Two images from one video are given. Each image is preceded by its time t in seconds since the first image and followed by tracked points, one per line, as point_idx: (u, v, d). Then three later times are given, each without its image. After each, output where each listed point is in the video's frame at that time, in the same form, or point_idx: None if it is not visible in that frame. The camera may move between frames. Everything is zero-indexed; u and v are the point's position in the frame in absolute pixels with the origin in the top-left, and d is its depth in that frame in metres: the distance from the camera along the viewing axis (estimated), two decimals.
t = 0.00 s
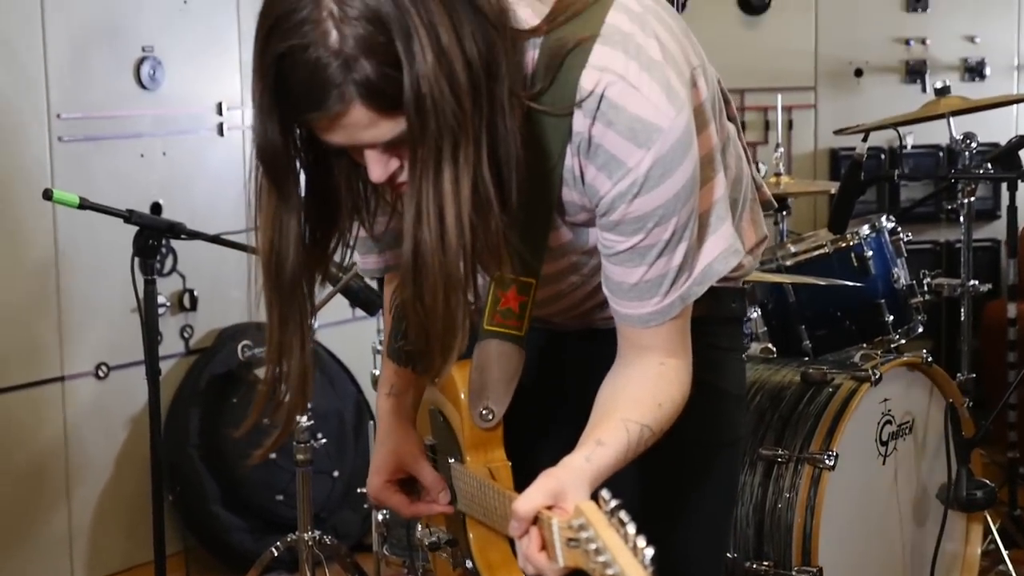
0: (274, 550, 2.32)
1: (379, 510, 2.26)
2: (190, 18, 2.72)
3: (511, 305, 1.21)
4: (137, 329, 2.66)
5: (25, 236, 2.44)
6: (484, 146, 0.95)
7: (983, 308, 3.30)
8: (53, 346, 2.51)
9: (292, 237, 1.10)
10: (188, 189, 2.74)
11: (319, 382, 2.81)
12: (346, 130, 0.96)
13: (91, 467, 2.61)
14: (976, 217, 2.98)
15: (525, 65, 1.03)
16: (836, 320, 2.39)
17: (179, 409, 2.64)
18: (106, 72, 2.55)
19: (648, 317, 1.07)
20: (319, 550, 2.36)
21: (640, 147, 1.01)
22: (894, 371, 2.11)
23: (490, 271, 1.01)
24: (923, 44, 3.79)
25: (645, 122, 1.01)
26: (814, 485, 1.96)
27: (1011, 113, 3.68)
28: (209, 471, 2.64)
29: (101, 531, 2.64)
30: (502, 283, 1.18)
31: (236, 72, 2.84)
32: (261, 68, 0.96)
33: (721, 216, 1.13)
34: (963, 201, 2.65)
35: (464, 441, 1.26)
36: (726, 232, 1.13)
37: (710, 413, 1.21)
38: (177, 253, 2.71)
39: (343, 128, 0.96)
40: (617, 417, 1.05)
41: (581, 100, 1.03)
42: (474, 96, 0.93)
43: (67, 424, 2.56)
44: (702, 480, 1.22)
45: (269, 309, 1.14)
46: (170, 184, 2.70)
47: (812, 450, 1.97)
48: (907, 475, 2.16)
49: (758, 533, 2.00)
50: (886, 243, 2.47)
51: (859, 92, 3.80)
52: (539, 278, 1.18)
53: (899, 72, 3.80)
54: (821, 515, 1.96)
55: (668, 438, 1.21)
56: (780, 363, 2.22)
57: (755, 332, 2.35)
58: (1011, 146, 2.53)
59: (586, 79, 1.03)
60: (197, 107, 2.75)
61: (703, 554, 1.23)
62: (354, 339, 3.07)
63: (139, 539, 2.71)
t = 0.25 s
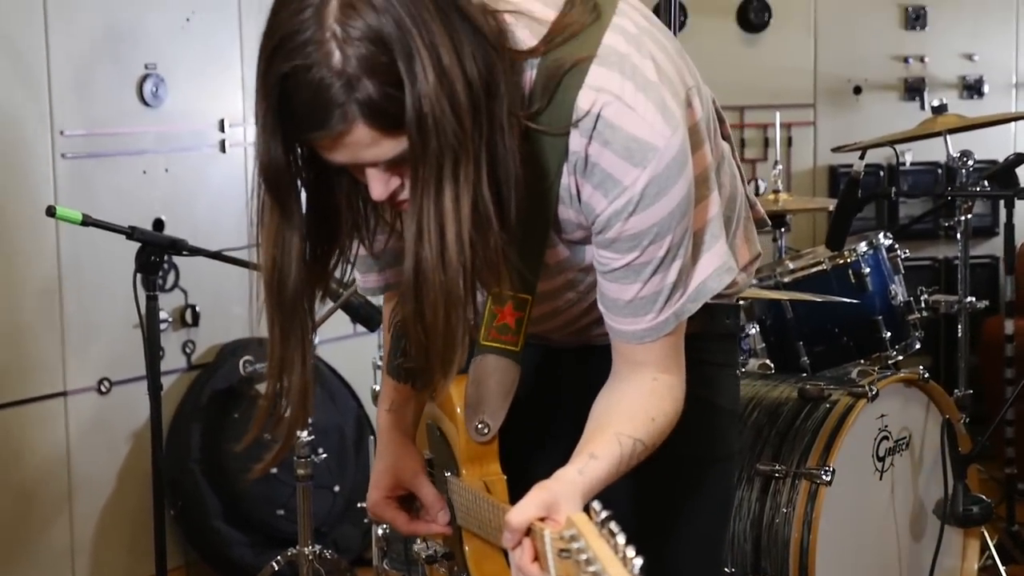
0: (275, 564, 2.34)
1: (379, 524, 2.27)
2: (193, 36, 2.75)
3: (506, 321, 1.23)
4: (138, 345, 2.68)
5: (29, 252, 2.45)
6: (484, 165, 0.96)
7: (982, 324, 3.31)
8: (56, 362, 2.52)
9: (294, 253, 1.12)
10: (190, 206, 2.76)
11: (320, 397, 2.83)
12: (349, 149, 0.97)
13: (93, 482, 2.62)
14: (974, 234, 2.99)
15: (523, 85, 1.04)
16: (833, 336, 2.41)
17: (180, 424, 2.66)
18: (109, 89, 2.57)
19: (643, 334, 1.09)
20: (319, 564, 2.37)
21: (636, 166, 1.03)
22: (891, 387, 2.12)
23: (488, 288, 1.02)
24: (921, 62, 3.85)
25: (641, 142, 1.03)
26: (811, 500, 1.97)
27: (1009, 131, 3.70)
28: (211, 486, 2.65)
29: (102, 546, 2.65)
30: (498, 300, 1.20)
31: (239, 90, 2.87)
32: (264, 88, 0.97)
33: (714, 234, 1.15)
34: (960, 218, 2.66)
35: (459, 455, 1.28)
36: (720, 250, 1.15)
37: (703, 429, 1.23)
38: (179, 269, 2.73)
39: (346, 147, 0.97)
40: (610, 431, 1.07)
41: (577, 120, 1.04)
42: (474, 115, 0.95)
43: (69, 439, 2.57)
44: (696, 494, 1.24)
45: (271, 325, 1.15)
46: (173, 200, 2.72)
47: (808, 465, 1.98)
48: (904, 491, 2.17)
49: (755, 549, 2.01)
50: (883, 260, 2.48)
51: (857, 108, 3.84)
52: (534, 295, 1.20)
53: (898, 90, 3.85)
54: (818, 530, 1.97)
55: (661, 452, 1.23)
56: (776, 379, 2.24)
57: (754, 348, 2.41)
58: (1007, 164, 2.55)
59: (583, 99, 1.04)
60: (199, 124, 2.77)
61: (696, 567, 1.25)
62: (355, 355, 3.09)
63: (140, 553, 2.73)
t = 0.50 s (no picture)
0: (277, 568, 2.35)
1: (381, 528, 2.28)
2: (196, 43, 2.76)
3: (504, 325, 1.25)
4: (141, 351, 2.70)
5: (33, 260, 2.47)
6: (483, 171, 0.98)
7: (982, 329, 3.32)
8: (60, 368, 2.54)
9: (296, 259, 1.14)
10: (193, 213, 2.78)
11: (322, 403, 2.84)
12: (349, 155, 0.98)
13: (97, 487, 2.64)
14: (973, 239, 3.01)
15: (520, 91, 1.05)
16: (832, 341, 2.42)
17: (184, 430, 2.67)
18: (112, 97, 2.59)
19: (638, 337, 1.10)
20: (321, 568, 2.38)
21: (631, 171, 1.04)
22: (889, 391, 2.13)
23: (487, 291, 1.04)
24: (920, 69, 3.86)
25: (636, 148, 1.04)
26: (809, 504, 1.98)
27: (1008, 136, 3.72)
28: (213, 492, 2.67)
29: (106, 551, 2.66)
30: (495, 303, 1.22)
31: (241, 98, 2.89)
32: (265, 96, 0.99)
33: (710, 239, 1.16)
34: (958, 224, 2.68)
35: (458, 458, 1.28)
36: (714, 255, 1.15)
37: (698, 434, 1.25)
38: (182, 276, 2.75)
39: (346, 153, 0.98)
40: (606, 432, 1.09)
41: (573, 127, 1.06)
42: (472, 121, 0.97)
43: (73, 444, 2.59)
44: (691, 497, 1.26)
45: (274, 330, 1.16)
46: (175, 208, 2.74)
47: (807, 469, 1.99)
48: (902, 494, 2.18)
49: (754, 551, 2.04)
50: (882, 265, 2.50)
51: (857, 115, 3.85)
52: (532, 299, 1.22)
53: (897, 96, 3.86)
54: (815, 533, 1.98)
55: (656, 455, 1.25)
56: (776, 384, 2.25)
57: (753, 353, 2.44)
58: (1004, 169, 2.56)
59: (579, 106, 1.05)
60: (201, 131, 2.79)
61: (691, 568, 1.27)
62: (356, 361, 3.11)
63: (143, 558, 2.74)
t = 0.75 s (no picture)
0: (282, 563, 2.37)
1: (385, 524, 2.30)
2: (201, 43, 2.78)
3: (503, 321, 1.26)
4: (147, 349, 2.72)
5: (40, 258, 2.49)
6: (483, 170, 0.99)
7: (983, 326, 3.34)
8: (66, 365, 2.56)
9: (299, 257, 1.15)
10: (198, 211, 2.80)
11: (327, 400, 2.86)
12: (351, 154, 1.00)
13: (104, 483, 2.66)
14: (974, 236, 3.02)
15: (519, 91, 1.07)
16: (833, 338, 2.43)
17: (189, 427, 2.69)
18: (118, 96, 2.60)
19: (635, 333, 1.12)
20: (326, 564, 2.40)
21: (628, 170, 1.06)
22: (890, 387, 2.15)
23: (486, 288, 1.05)
24: (923, 66, 3.88)
25: (632, 147, 1.05)
26: (809, 499, 1.99)
27: (1011, 134, 3.73)
28: (219, 488, 2.69)
29: (112, 547, 2.68)
30: (494, 299, 1.22)
31: (246, 96, 2.90)
32: (269, 96, 1.00)
33: (706, 237, 1.18)
34: (958, 222, 2.69)
35: (459, 452, 1.34)
36: (710, 252, 1.17)
37: (695, 430, 1.27)
38: (187, 274, 2.77)
39: (349, 153, 1.00)
40: (602, 426, 1.10)
41: (571, 126, 1.07)
42: (472, 121, 0.98)
43: (80, 441, 2.61)
44: (688, 492, 1.27)
45: (277, 327, 1.18)
46: (181, 206, 2.76)
47: (807, 465, 2.01)
48: (903, 490, 2.20)
49: (755, 547, 2.04)
50: (882, 262, 2.51)
51: (860, 113, 3.87)
52: (530, 296, 1.23)
53: (900, 94, 3.88)
54: (816, 530, 1.99)
55: (653, 450, 1.27)
56: (777, 381, 2.26)
57: (755, 349, 2.43)
58: (1005, 167, 2.58)
59: (577, 105, 1.07)
60: (206, 130, 2.81)
61: (688, 561, 1.28)
62: (361, 357, 3.13)
63: (149, 554, 2.76)
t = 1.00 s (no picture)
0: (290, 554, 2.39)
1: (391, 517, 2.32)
2: (210, 38, 2.80)
3: (505, 316, 1.28)
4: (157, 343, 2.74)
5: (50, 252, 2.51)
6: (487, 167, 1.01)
7: (989, 322, 3.35)
8: (77, 358, 2.58)
9: (306, 253, 1.16)
10: (207, 205, 2.81)
11: (335, 394, 2.88)
12: (357, 152, 1.01)
13: (114, 476, 2.68)
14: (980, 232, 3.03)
15: (522, 89, 1.08)
16: (838, 334, 2.46)
17: (199, 421, 2.71)
18: (129, 91, 2.62)
19: (634, 328, 1.13)
20: (333, 556, 2.42)
21: (629, 167, 1.07)
22: (892, 383, 2.16)
23: (491, 283, 1.07)
24: (930, 63, 3.92)
25: (633, 144, 1.06)
26: (812, 493, 2.01)
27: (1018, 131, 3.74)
28: (228, 481, 2.71)
29: (122, 539, 2.71)
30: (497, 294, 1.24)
31: (257, 92, 2.92)
32: (276, 95, 1.01)
33: (705, 233, 1.19)
34: (963, 218, 2.70)
35: (461, 446, 1.36)
36: (710, 249, 1.18)
37: (694, 423, 1.29)
38: (197, 268, 2.79)
39: (355, 151, 1.01)
40: (603, 418, 1.12)
41: (573, 123, 1.08)
42: (476, 119, 0.99)
43: (90, 433, 2.63)
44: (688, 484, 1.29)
45: (284, 323, 1.20)
46: (191, 200, 2.78)
47: (810, 459, 2.02)
48: (905, 484, 2.21)
49: (758, 540, 2.05)
50: (887, 258, 2.52)
51: (867, 110, 3.88)
52: (533, 291, 1.25)
53: (908, 90, 3.91)
54: (819, 523, 2.01)
55: (653, 443, 1.28)
56: (781, 376, 2.28)
57: (760, 345, 2.45)
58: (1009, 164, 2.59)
59: (579, 103, 1.08)
60: (217, 126, 2.83)
61: (688, 551, 1.30)
62: (369, 351, 3.15)
63: (159, 546, 2.79)
